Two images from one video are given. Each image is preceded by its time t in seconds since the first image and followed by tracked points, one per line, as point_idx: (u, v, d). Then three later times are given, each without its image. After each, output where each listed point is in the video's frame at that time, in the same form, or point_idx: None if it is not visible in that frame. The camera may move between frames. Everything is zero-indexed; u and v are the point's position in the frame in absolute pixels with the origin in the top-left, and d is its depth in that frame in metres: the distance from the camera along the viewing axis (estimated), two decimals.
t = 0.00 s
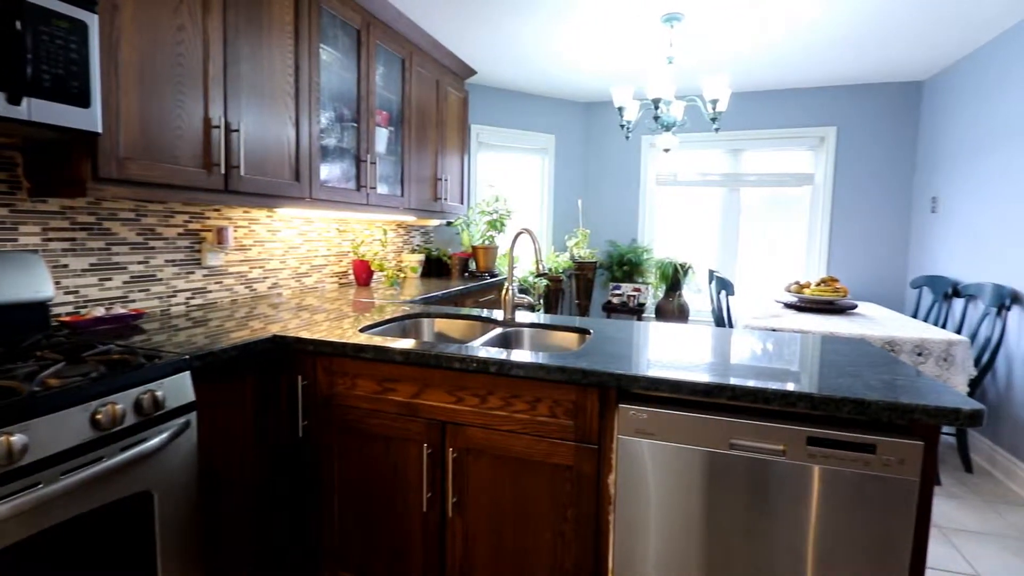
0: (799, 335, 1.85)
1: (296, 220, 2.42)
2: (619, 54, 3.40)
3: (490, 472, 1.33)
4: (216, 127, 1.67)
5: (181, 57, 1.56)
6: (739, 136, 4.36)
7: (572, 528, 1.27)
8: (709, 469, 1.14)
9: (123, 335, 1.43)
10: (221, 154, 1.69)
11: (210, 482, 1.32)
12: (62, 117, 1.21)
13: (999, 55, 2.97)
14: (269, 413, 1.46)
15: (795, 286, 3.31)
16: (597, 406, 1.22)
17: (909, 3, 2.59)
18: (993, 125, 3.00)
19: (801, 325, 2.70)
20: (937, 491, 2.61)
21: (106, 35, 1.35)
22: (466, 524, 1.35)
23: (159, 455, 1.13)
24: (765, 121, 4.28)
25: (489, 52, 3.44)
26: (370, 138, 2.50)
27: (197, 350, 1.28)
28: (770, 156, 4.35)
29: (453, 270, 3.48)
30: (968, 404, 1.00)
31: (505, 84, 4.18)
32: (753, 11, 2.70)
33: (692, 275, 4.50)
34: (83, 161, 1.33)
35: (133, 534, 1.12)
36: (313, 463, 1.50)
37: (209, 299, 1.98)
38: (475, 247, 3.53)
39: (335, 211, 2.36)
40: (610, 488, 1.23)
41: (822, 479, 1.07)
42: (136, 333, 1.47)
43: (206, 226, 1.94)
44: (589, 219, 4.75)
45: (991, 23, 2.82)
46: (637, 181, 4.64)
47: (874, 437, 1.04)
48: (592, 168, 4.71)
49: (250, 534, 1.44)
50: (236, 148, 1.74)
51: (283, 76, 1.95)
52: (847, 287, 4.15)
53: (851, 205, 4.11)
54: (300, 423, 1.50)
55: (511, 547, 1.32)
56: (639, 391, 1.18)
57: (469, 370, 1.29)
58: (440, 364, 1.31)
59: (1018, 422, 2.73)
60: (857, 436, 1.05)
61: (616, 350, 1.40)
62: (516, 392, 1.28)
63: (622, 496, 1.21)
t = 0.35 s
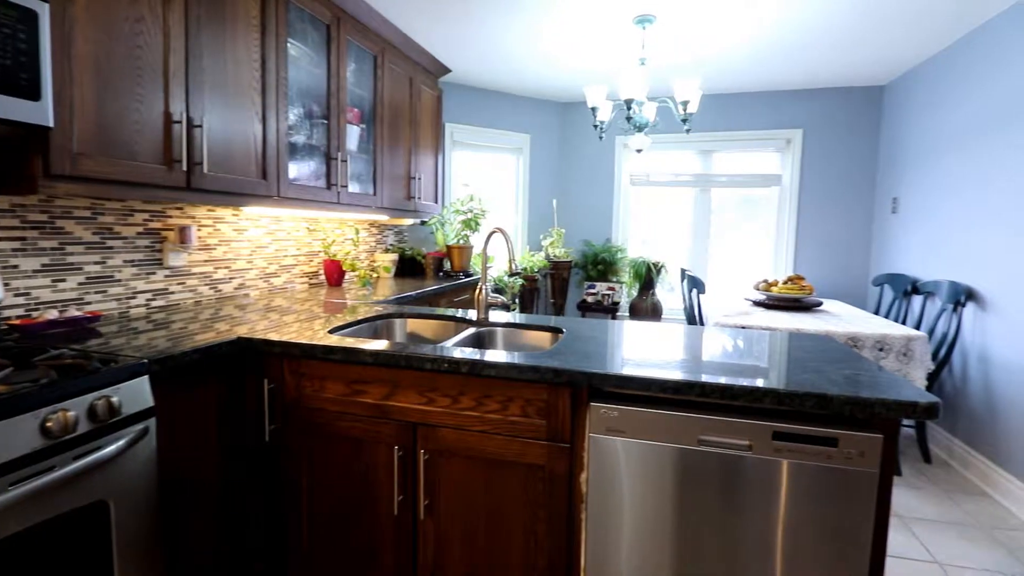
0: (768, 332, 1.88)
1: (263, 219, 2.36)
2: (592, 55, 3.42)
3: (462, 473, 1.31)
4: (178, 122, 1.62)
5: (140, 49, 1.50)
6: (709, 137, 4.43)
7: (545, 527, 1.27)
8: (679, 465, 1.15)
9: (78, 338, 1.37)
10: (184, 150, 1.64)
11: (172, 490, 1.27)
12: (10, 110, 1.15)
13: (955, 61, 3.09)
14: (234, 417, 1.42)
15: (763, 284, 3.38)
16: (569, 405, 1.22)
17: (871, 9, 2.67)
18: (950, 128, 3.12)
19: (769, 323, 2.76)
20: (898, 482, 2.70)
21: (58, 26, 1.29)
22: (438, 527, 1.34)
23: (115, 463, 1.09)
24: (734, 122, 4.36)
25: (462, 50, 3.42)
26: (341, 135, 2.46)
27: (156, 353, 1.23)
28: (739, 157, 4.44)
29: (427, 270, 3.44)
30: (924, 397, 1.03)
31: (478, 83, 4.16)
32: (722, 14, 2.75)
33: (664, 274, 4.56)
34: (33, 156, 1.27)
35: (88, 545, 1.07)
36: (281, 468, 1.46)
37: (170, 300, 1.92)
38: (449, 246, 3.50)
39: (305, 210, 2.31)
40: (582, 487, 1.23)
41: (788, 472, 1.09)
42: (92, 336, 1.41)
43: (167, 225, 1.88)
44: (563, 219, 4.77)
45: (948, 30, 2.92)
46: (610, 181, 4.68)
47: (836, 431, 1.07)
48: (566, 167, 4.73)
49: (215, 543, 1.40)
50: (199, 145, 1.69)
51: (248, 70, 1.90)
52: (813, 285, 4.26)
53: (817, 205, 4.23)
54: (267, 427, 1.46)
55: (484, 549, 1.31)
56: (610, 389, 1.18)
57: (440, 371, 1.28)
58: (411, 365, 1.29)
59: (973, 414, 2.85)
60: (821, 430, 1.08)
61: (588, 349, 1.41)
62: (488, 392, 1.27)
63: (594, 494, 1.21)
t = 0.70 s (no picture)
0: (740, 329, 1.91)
1: (232, 218, 2.30)
2: (567, 54, 3.43)
3: (436, 476, 1.30)
4: (139, 118, 1.56)
5: (98, 41, 1.45)
6: (683, 137, 4.49)
7: (519, 528, 1.26)
8: (652, 462, 1.15)
9: (33, 343, 1.31)
10: (145, 147, 1.58)
11: (135, 499, 1.23)
12: None
13: (918, 65, 3.18)
14: (200, 422, 1.38)
15: (736, 283, 3.43)
16: (542, 404, 1.22)
17: (837, 12, 2.73)
18: (913, 130, 3.21)
19: (742, 320, 2.80)
20: (865, 474, 2.78)
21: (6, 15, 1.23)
22: (412, 530, 1.32)
23: (70, 473, 1.04)
24: (707, 123, 4.42)
25: (437, 48, 3.39)
26: (313, 132, 2.41)
27: (116, 357, 1.19)
28: (713, 157, 4.51)
29: (403, 270, 3.40)
30: (888, 392, 1.06)
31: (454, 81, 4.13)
32: (695, 15, 2.78)
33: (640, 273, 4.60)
34: None
35: (42, 560, 1.02)
36: (249, 474, 1.42)
37: (133, 303, 1.86)
38: (426, 246, 3.46)
39: (275, 209, 2.26)
40: (557, 486, 1.23)
41: (757, 468, 1.10)
42: (48, 340, 1.35)
43: (129, 225, 1.82)
44: (539, 218, 4.77)
45: (911, 35, 3.01)
46: (587, 180, 4.70)
47: (804, 426, 1.09)
48: (543, 167, 4.74)
49: (180, 553, 1.35)
50: (162, 141, 1.63)
51: (214, 65, 1.85)
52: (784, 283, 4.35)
53: (787, 205, 4.31)
54: (234, 432, 1.42)
55: (458, 551, 1.30)
56: (584, 388, 1.18)
57: (413, 372, 1.26)
58: (383, 366, 1.27)
59: (935, 407, 2.94)
60: (789, 425, 1.10)
61: (563, 348, 1.41)
62: (461, 393, 1.26)
63: (567, 494, 1.21)
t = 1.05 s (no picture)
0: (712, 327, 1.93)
1: (196, 217, 2.23)
2: (541, 54, 3.43)
3: (407, 479, 1.28)
4: (95, 112, 1.50)
5: (50, 31, 1.38)
6: (657, 138, 4.54)
7: (492, 529, 1.25)
8: (624, 461, 1.16)
9: None
10: (102, 142, 1.52)
11: (91, 511, 1.18)
12: None
13: (881, 69, 3.28)
14: (162, 430, 1.33)
15: (707, 281, 3.49)
16: (515, 405, 1.21)
17: (803, 16, 2.79)
18: (877, 132, 3.31)
19: (713, 318, 2.84)
20: (831, 466, 2.85)
21: None
22: (384, 534, 1.30)
23: (21, 484, 0.99)
24: (679, 124, 4.48)
25: (410, 45, 3.35)
26: (282, 129, 2.36)
27: (70, 362, 1.14)
28: (685, 158, 4.57)
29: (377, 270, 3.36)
30: (850, 387, 1.09)
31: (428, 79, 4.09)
32: (666, 17, 2.81)
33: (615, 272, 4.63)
34: None
35: None
36: (214, 481, 1.38)
37: (91, 305, 1.78)
38: (400, 245, 3.42)
39: (242, 207, 2.20)
40: (530, 486, 1.22)
41: (727, 464, 1.12)
42: None
43: (86, 224, 1.74)
44: (515, 217, 4.76)
45: (874, 40, 3.10)
46: (561, 180, 4.71)
47: (770, 422, 1.11)
48: (518, 166, 4.74)
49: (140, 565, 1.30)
50: (120, 137, 1.57)
51: (176, 58, 1.79)
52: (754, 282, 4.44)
53: (757, 205, 4.40)
54: (198, 438, 1.37)
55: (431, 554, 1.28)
56: (557, 388, 1.18)
57: (384, 374, 1.24)
58: (352, 368, 1.24)
59: (897, 401, 3.04)
60: (758, 421, 1.11)
61: (536, 348, 1.40)
62: (433, 395, 1.24)
63: (539, 494, 1.21)
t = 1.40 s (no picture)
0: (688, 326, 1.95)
1: (162, 217, 2.16)
2: (518, 53, 3.42)
3: (382, 482, 1.26)
4: (54, 107, 1.44)
5: (5, 22, 1.32)
6: (633, 138, 4.57)
7: (469, 531, 1.24)
8: (600, 459, 1.16)
9: None
10: (61, 139, 1.46)
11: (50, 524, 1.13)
12: None
13: (849, 73, 3.36)
14: (127, 438, 1.29)
15: (682, 280, 3.53)
16: (491, 405, 1.21)
17: (774, 20, 2.84)
18: (845, 134, 3.39)
19: (689, 317, 2.88)
20: (802, 460, 2.92)
21: None
22: (359, 539, 1.28)
23: None
24: (655, 125, 4.52)
25: (386, 43, 3.31)
26: (253, 126, 2.30)
27: (26, 367, 1.09)
28: (661, 158, 4.62)
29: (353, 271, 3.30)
30: (819, 383, 1.11)
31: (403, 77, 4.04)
32: (641, 18, 2.83)
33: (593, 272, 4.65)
34: None
35: None
36: (182, 488, 1.34)
37: (50, 308, 1.71)
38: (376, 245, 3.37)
39: (211, 206, 2.14)
40: (507, 487, 1.22)
41: (701, 460, 1.13)
42: None
43: (44, 223, 1.68)
44: (492, 217, 4.75)
45: (843, 44, 3.17)
46: (539, 180, 4.71)
47: (742, 418, 1.13)
48: (496, 166, 4.72)
49: None
50: (80, 134, 1.51)
51: (141, 52, 1.74)
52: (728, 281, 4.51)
53: (731, 205, 4.47)
54: (163, 445, 1.33)
55: (406, 558, 1.27)
56: (533, 388, 1.18)
57: (358, 376, 1.21)
58: (325, 371, 1.22)
59: (865, 396, 3.12)
60: (730, 418, 1.13)
61: (513, 348, 1.39)
62: (408, 396, 1.22)
63: (516, 494, 1.21)
